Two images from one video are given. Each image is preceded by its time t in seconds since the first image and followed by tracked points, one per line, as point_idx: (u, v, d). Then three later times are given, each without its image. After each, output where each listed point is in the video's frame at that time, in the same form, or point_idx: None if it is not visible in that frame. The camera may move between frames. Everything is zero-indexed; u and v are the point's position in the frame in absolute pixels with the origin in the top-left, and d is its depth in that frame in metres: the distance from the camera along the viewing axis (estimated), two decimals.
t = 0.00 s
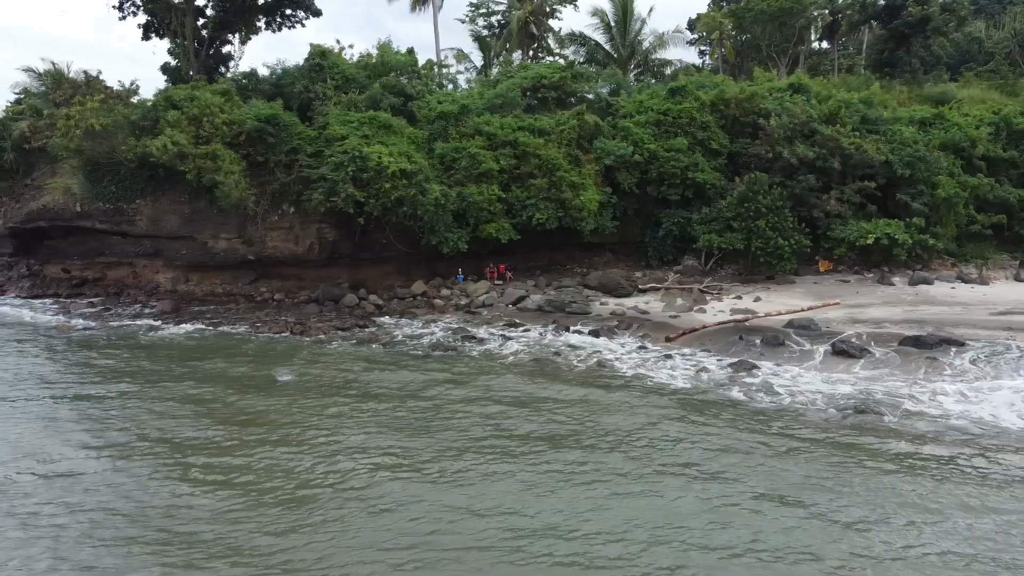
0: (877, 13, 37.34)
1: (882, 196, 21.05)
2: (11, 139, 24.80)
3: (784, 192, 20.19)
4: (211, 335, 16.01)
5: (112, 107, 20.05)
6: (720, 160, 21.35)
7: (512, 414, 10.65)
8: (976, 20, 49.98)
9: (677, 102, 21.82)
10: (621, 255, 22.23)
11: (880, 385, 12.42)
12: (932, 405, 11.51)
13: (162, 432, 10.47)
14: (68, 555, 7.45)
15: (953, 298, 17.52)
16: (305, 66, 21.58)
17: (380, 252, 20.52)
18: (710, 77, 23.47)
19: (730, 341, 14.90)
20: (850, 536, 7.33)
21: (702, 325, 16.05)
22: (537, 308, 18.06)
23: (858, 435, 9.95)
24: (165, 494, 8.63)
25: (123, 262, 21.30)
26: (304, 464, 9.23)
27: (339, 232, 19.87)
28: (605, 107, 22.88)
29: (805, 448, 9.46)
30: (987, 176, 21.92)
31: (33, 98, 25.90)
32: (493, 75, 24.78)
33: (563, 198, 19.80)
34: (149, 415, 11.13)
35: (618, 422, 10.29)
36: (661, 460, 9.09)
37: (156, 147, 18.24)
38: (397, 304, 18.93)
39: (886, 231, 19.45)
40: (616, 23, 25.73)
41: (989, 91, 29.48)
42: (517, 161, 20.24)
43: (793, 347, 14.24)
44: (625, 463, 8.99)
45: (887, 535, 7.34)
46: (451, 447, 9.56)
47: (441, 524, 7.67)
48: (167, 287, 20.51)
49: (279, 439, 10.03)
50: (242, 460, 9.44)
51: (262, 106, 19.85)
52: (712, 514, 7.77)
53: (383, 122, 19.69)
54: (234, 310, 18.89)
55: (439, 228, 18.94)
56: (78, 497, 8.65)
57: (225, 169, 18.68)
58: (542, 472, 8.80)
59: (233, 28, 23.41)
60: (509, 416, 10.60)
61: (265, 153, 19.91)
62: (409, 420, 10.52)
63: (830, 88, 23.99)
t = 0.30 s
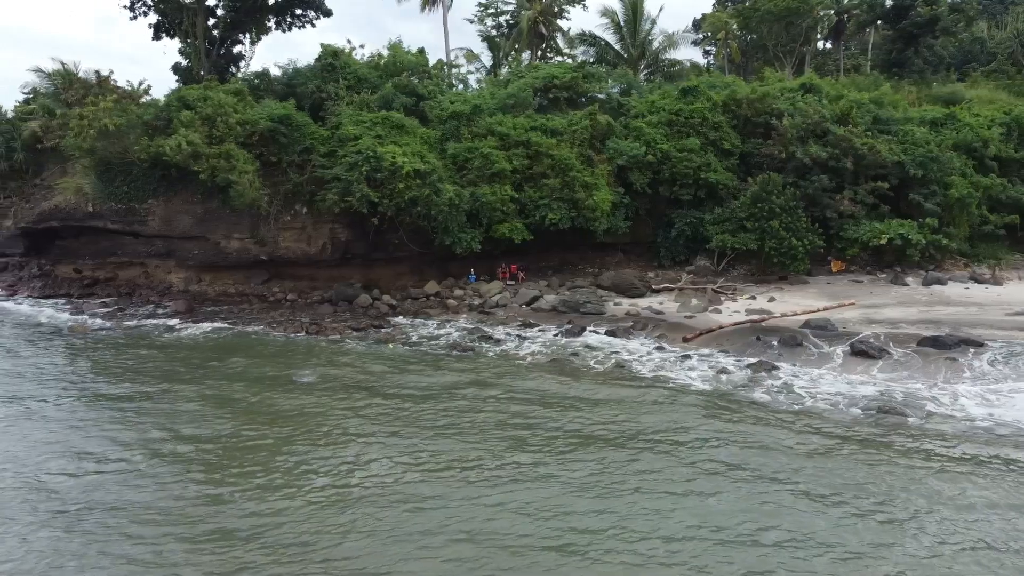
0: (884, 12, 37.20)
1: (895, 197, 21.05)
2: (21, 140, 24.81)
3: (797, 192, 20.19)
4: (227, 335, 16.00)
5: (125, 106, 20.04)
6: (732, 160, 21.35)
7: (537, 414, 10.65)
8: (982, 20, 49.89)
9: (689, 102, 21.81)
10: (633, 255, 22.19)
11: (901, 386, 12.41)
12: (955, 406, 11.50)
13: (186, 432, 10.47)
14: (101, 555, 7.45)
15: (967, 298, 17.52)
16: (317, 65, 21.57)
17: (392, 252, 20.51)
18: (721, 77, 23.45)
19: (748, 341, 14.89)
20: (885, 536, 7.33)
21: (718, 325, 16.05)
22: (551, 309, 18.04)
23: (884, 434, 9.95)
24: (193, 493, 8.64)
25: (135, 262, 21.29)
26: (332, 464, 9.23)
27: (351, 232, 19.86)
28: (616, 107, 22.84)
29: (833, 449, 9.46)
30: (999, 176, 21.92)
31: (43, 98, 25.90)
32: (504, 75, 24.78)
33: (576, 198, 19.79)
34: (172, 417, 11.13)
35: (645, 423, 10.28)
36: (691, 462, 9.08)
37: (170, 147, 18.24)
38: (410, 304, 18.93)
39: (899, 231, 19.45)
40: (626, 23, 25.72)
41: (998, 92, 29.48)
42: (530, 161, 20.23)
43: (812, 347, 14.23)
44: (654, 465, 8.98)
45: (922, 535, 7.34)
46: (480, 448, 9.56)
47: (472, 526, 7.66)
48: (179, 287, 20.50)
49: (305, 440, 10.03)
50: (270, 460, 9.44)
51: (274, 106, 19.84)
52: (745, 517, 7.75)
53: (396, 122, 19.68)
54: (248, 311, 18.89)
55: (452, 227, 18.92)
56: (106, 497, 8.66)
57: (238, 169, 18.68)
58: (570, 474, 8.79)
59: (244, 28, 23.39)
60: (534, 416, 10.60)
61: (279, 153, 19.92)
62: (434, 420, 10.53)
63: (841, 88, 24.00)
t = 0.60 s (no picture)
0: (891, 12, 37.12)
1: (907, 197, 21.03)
2: (31, 140, 24.81)
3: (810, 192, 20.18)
4: (244, 334, 15.99)
5: (138, 106, 20.04)
6: (745, 160, 21.34)
7: (561, 415, 10.64)
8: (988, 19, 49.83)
9: (701, 102, 21.81)
10: (645, 255, 22.16)
11: (923, 386, 12.39)
12: (978, 407, 11.48)
13: (209, 433, 10.47)
14: (135, 555, 7.45)
15: (982, 298, 17.51)
16: (329, 66, 21.57)
17: (405, 252, 20.49)
18: (732, 77, 23.44)
19: (766, 341, 14.88)
20: (921, 536, 7.33)
21: (734, 325, 16.03)
22: (566, 309, 18.02)
23: (911, 435, 9.94)
24: (222, 493, 8.64)
25: (147, 262, 21.27)
26: (361, 465, 9.22)
27: (364, 232, 19.84)
28: (627, 107, 22.83)
29: (861, 450, 9.45)
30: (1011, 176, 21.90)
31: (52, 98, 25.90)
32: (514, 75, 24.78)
33: (589, 198, 19.78)
34: (194, 417, 11.13)
35: (669, 423, 10.27)
36: (719, 463, 9.08)
37: (184, 147, 18.24)
38: (424, 304, 18.92)
39: (913, 231, 19.44)
40: (637, 23, 25.71)
41: (1008, 92, 29.46)
42: (543, 161, 20.22)
43: (830, 348, 14.22)
44: (681, 465, 8.98)
45: (958, 535, 7.34)
46: (507, 449, 9.56)
47: (505, 527, 7.66)
48: (191, 287, 20.48)
49: (329, 440, 10.03)
50: (298, 460, 9.44)
51: (287, 107, 19.82)
52: (777, 518, 7.75)
53: (409, 122, 19.67)
54: (261, 311, 18.89)
55: (466, 228, 18.90)
56: (135, 497, 8.66)
57: (252, 169, 18.69)
58: (599, 475, 8.79)
59: (255, 27, 23.38)
60: (559, 416, 10.59)
61: (292, 153, 19.92)
62: (459, 420, 10.51)
63: (852, 89, 23.99)
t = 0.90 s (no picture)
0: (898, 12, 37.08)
1: (920, 197, 21.03)
2: (41, 140, 24.79)
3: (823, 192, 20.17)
4: (259, 334, 15.98)
5: (150, 106, 20.04)
6: (757, 160, 21.35)
7: (587, 416, 10.63)
8: (994, 20, 49.72)
9: (713, 102, 21.80)
10: (656, 256, 22.14)
11: (944, 388, 12.37)
12: (1001, 407, 11.46)
13: (234, 435, 10.47)
14: (168, 553, 7.46)
15: (997, 298, 17.50)
16: (341, 66, 21.56)
17: (417, 252, 20.47)
18: (743, 77, 23.42)
19: (784, 341, 14.87)
20: (956, 537, 7.34)
21: (750, 325, 16.02)
22: (580, 309, 18.01)
23: (937, 434, 9.93)
24: (251, 494, 8.63)
25: (158, 263, 21.24)
26: (388, 465, 9.23)
27: (376, 232, 19.82)
28: (639, 107, 22.82)
29: (889, 449, 9.42)
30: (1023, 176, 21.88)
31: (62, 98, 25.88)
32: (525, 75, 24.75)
33: (602, 198, 19.77)
34: (217, 418, 11.13)
35: (695, 423, 10.26)
36: (749, 464, 9.06)
37: (198, 146, 18.24)
38: (437, 304, 18.91)
39: (926, 231, 19.44)
40: (647, 23, 25.69)
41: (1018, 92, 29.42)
42: (555, 161, 20.20)
43: (849, 348, 14.20)
44: (711, 467, 8.96)
45: (994, 535, 7.34)
46: (534, 450, 9.54)
47: (538, 530, 7.65)
48: (203, 287, 20.47)
49: (356, 441, 10.01)
50: (325, 460, 9.44)
51: (300, 107, 19.84)
52: (812, 520, 7.73)
53: (422, 121, 19.66)
54: (275, 311, 18.88)
55: (480, 228, 18.90)
56: (164, 499, 8.65)
57: (265, 169, 18.68)
58: (628, 476, 8.77)
59: (266, 27, 23.36)
60: (583, 416, 10.60)
61: (304, 153, 19.94)
62: (483, 420, 10.52)
63: (863, 89, 23.99)
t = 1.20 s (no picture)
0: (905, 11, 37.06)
1: (932, 197, 21.03)
2: (51, 139, 24.77)
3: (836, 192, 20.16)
4: (275, 334, 15.96)
5: (163, 105, 20.03)
6: (769, 160, 21.34)
7: (611, 417, 10.62)
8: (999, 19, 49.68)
9: (725, 103, 21.80)
10: (668, 256, 22.13)
11: (964, 389, 12.37)
12: None
13: (258, 436, 10.46)
14: (203, 553, 7.49)
15: (1012, 299, 17.50)
16: (353, 66, 21.55)
17: (429, 253, 20.45)
18: (754, 77, 23.41)
19: (801, 341, 14.86)
20: (990, 543, 7.36)
21: (766, 325, 16.01)
22: (594, 309, 17.99)
23: (963, 435, 9.93)
24: (282, 496, 8.63)
25: (170, 263, 21.21)
26: (416, 467, 9.24)
27: (389, 232, 19.82)
28: (650, 106, 22.79)
29: (916, 450, 9.43)
30: None
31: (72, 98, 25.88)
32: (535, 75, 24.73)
33: (615, 198, 19.76)
34: (241, 419, 11.11)
35: (722, 425, 10.27)
36: (778, 468, 9.06)
37: (212, 146, 18.24)
38: (451, 304, 18.90)
39: (939, 231, 19.44)
40: (657, 23, 25.67)
41: None
42: (568, 161, 20.19)
43: (867, 348, 14.19)
44: (742, 471, 8.97)
45: None
46: (562, 452, 9.54)
47: (572, 533, 7.68)
48: (215, 287, 20.44)
49: (383, 444, 9.99)
50: (352, 461, 9.45)
51: (313, 107, 19.83)
52: (845, 526, 7.75)
53: (435, 121, 19.65)
54: (288, 312, 18.87)
55: (493, 228, 18.89)
56: (194, 500, 8.64)
57: (279, 169, 18.68)
58: (660, 480, 8.77)
59: (276, 27, 23.34)
60: (607, 418, 10.60)
61: (317, 153, 19.93)
62: (508, 422, 10.52)
63: (873, 89, 23.99)
